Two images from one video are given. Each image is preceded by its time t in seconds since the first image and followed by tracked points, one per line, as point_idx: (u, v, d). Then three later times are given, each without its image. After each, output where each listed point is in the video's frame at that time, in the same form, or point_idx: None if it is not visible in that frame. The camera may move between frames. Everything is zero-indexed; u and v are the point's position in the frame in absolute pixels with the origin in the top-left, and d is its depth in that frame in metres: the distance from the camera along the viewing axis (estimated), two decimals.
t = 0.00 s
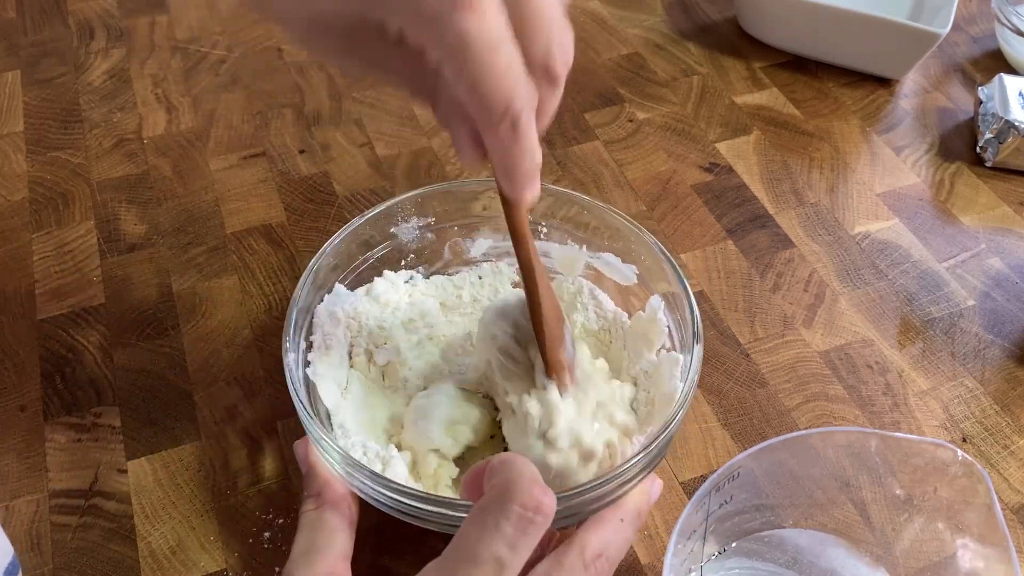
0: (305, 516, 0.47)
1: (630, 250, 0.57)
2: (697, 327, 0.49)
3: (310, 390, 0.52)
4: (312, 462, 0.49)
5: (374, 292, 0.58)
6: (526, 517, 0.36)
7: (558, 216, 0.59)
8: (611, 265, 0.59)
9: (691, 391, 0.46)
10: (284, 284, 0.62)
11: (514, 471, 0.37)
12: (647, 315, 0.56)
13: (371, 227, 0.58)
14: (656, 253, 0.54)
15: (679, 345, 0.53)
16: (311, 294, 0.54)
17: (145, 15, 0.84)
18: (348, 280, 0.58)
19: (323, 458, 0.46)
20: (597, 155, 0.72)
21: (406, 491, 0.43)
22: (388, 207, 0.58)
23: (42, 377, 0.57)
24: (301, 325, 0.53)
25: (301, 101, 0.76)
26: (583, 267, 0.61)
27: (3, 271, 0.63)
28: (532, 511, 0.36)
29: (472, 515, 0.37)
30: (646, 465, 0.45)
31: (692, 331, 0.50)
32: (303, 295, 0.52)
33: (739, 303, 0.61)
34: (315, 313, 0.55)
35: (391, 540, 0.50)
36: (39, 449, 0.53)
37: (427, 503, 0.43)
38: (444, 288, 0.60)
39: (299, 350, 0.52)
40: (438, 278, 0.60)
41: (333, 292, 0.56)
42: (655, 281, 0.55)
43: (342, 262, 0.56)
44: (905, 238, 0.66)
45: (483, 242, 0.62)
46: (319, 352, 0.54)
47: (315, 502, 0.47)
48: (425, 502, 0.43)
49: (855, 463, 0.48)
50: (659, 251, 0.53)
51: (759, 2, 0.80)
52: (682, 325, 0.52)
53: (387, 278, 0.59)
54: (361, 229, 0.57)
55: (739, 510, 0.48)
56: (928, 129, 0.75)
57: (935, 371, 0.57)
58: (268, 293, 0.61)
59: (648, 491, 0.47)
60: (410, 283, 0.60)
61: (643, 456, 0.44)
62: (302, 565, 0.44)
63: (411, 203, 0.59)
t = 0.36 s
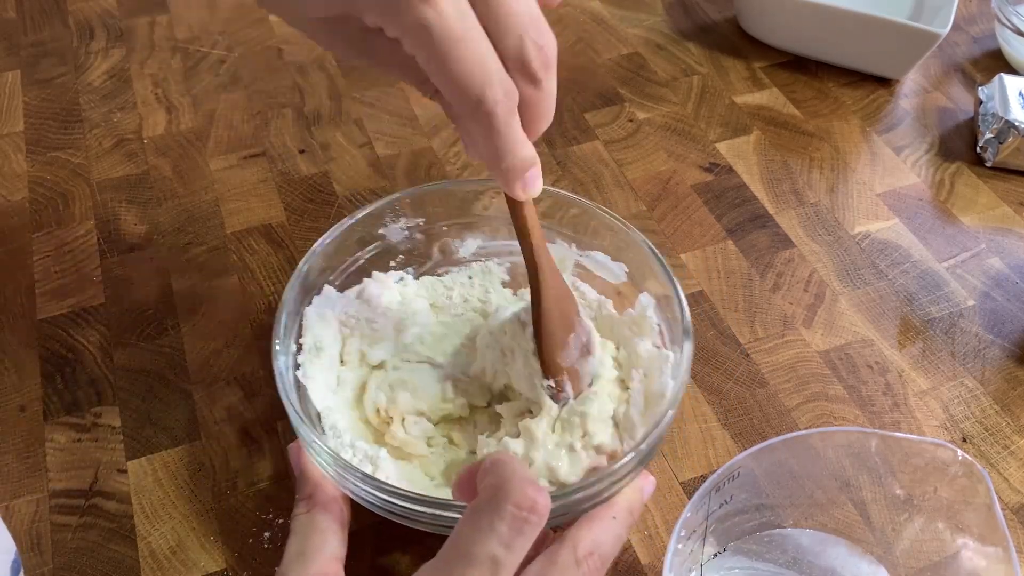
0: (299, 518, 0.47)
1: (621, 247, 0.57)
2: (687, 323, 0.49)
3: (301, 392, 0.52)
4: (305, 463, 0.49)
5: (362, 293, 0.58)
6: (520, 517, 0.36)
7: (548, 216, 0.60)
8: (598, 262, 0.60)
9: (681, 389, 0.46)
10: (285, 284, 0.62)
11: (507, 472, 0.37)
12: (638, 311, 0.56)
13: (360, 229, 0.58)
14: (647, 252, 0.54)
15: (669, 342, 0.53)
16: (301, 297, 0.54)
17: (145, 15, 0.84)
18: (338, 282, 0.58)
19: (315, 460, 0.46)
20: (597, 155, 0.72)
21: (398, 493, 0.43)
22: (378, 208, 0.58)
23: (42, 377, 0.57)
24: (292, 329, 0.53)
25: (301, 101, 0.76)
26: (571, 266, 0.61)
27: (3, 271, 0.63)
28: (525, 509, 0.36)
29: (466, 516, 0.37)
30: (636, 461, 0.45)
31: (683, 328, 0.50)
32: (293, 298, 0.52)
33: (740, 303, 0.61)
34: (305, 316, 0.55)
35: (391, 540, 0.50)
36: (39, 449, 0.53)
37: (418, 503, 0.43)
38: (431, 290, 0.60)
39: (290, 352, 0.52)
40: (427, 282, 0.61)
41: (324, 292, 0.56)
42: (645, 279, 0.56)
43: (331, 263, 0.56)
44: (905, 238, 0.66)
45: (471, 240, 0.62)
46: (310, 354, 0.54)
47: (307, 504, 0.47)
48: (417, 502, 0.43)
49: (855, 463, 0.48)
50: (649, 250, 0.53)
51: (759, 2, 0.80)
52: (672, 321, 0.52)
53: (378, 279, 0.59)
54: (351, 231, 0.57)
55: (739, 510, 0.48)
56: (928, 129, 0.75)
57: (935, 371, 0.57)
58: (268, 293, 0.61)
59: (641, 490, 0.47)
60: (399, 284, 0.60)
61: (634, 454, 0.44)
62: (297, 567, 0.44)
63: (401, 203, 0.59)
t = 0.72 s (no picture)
0: (284, 521, 0.47)
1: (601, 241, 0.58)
2: (665, 313, 0.50)
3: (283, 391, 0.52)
4: (289, 466, 0.49)
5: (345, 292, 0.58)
6: (517, 509, 0.36)
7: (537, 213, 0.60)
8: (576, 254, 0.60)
9: (661, 376, 0.47)
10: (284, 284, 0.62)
11: (500, 464, 0.38)
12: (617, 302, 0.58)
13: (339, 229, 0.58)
14: (626, 245, 0.55)
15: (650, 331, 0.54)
16: (282, 298, 0.54)
17: (145, 15, 0.84)
18: (320, 283, 0.58)
19: (303, 460, 0.46)
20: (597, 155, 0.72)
21: (389, 490, 0.43)
22: (355, 208, 0.58)
23: (42, 377, 0.56)
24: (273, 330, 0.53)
25: (301, 101, 0.76)
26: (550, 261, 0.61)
27: (3, 271, 0.63)
28: (520, 502, 0.36)
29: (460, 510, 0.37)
30: (623, 450, 0.45)
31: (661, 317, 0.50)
32: (273, 299, 0.52)
33: (740, 303, 0.61)
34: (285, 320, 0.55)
35: (391, 540, 0.50)
36: (38, 449, 0.53)
37: (410, 499, 0.43)
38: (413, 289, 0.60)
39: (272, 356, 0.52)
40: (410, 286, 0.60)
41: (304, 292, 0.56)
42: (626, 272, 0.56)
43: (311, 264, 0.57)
44: (905, 238, 0.66)
45: (449, 237, 0.63)
46: (292, 356, 0.54)
47: (292, 506, 0.47)
48: (408, 499, 0.43)
49: (855, 463, 0.48)
50: (629, 243, 0.54)
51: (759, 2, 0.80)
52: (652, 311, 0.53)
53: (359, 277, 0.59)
54: (331, 231, 0.57)
55: (739, 509, 0.48)
56: (928, 129, 0.75)
57: (935, 371, 0.57)
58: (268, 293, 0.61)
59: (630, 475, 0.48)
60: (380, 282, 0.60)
61: (618, 445, 0.44)
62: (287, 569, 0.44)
63: (377, 203, 0.60)
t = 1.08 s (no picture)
0: (295, 515, 0.47)
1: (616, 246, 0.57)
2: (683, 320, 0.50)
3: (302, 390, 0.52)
4: (305, 460, 0.49)
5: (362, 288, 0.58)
6: (533, 515, 0.36)
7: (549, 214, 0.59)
8: (596, 259, 0.59)
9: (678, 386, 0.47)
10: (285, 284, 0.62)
11: (517, 470, 0.38)
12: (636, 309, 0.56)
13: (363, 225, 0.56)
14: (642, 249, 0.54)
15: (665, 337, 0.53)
16: (301, 296, 0.53)
17: (145, 15, 0.84)
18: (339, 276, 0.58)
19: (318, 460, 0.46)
20: (596, 155, 0.72)
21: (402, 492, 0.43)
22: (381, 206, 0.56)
23: (42, 377, 0.56)
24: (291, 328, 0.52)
25: (301, 101, 0.76)
26: (569, 263, 0.61)
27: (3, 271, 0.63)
28: (537, 509, 0.36)
29: (476, 513, 0.37)
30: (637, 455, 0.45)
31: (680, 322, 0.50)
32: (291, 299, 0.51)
33: (740, 302, 0.61)
34: (303, 316, 0.54)
35: (391, 540, 0.50)
36: (39, 449, 0.53)
37: (422, 500, 0.43)
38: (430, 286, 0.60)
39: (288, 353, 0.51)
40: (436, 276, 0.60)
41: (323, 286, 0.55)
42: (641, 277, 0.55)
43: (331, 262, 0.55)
44: (905, 238, 0.66)
45: (468, 237, 0.62)
46: (309, 352, 0.53)
47: (304, 501, 0.47)
48: (420, 501, 0.43)
49: (855, 463, 0.48)
50: (646, 248, 0.53)
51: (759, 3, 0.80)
52: (671, 320, 0.52)
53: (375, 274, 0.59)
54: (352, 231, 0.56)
55: (739, 510, 0.48)
56: (928, 129, 0.75)
57: (935, 371, 0.57)
58: (268, 293, 0.61)
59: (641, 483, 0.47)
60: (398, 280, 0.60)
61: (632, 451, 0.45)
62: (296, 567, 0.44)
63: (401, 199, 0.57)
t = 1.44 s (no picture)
0: (265, 523, 0.47)
1: (567, 232, 0.58)
2: (637, 301, 0.50)
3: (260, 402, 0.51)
4: (269, 469, 0.49)
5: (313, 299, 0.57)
6: (529, 525, 0.35)
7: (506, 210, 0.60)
8: (545, 248, 0.60)
9: (635, 365, 0.47)
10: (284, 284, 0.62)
11: (518, 474, 0.37)
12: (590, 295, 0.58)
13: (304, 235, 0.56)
14: (595, 238, 0.55)
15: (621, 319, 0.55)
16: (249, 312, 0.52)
17: (145, 15, 0.84)
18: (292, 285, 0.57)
19: (280, 464, 0.46)
20: (596, 155, 0.72)
21: (370, 489, 0.43)
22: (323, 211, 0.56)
23: (42, 377, 0.56)
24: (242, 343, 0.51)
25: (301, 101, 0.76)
26: (519, 254, 0.62)
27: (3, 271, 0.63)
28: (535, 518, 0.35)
29: (475, 516, 0.37)
30: (602, 440, 0.45)
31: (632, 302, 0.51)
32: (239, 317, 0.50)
33: (740, 303, 0.61)
34: (256, 327, 0.53)
35: (391, 540, 0.50)
36: (38, 449, 0.53)
37: (393, 498, 0.43)
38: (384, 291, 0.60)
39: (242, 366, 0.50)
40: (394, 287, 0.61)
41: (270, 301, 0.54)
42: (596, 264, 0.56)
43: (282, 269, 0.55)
44: (905, 238, 0.66)
45: (419, 237, 0.62)
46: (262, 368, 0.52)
47: (273, 508, 0.48)
48: (391, 499, 0.43)
49: (855, 463, 0.48)
50: (598, 237, 0.54)
51: (759, 3, 0.80)
52: (624, 303, 0.54)
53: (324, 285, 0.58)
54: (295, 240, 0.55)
55: (739, 510, 0.48)
56: (928, 129, 0.75)
57: (935, 371, 0.57)
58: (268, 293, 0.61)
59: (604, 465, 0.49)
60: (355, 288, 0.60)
61: (592, 438, 0.44)
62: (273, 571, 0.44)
63: (347, 203, 0.57)
